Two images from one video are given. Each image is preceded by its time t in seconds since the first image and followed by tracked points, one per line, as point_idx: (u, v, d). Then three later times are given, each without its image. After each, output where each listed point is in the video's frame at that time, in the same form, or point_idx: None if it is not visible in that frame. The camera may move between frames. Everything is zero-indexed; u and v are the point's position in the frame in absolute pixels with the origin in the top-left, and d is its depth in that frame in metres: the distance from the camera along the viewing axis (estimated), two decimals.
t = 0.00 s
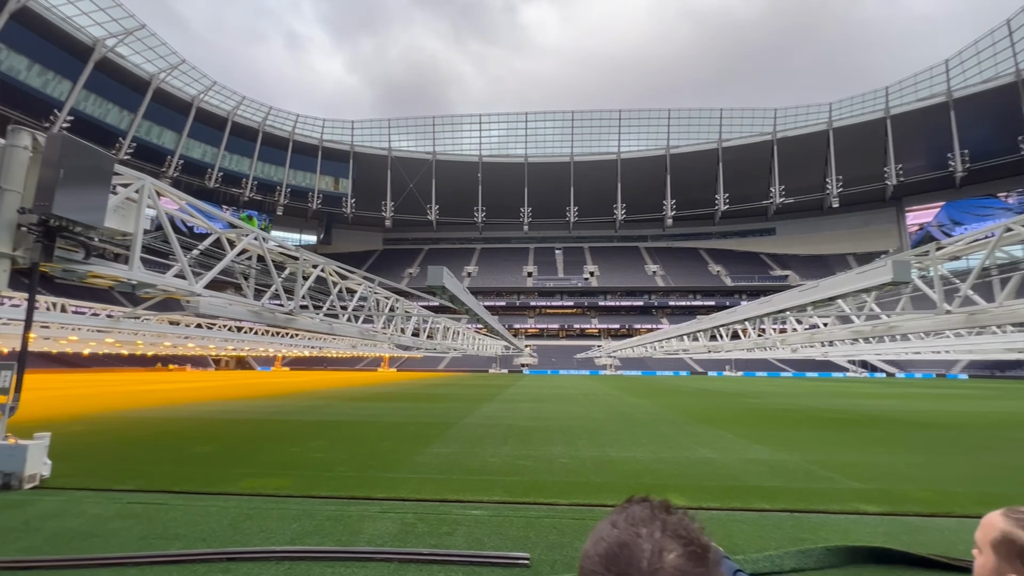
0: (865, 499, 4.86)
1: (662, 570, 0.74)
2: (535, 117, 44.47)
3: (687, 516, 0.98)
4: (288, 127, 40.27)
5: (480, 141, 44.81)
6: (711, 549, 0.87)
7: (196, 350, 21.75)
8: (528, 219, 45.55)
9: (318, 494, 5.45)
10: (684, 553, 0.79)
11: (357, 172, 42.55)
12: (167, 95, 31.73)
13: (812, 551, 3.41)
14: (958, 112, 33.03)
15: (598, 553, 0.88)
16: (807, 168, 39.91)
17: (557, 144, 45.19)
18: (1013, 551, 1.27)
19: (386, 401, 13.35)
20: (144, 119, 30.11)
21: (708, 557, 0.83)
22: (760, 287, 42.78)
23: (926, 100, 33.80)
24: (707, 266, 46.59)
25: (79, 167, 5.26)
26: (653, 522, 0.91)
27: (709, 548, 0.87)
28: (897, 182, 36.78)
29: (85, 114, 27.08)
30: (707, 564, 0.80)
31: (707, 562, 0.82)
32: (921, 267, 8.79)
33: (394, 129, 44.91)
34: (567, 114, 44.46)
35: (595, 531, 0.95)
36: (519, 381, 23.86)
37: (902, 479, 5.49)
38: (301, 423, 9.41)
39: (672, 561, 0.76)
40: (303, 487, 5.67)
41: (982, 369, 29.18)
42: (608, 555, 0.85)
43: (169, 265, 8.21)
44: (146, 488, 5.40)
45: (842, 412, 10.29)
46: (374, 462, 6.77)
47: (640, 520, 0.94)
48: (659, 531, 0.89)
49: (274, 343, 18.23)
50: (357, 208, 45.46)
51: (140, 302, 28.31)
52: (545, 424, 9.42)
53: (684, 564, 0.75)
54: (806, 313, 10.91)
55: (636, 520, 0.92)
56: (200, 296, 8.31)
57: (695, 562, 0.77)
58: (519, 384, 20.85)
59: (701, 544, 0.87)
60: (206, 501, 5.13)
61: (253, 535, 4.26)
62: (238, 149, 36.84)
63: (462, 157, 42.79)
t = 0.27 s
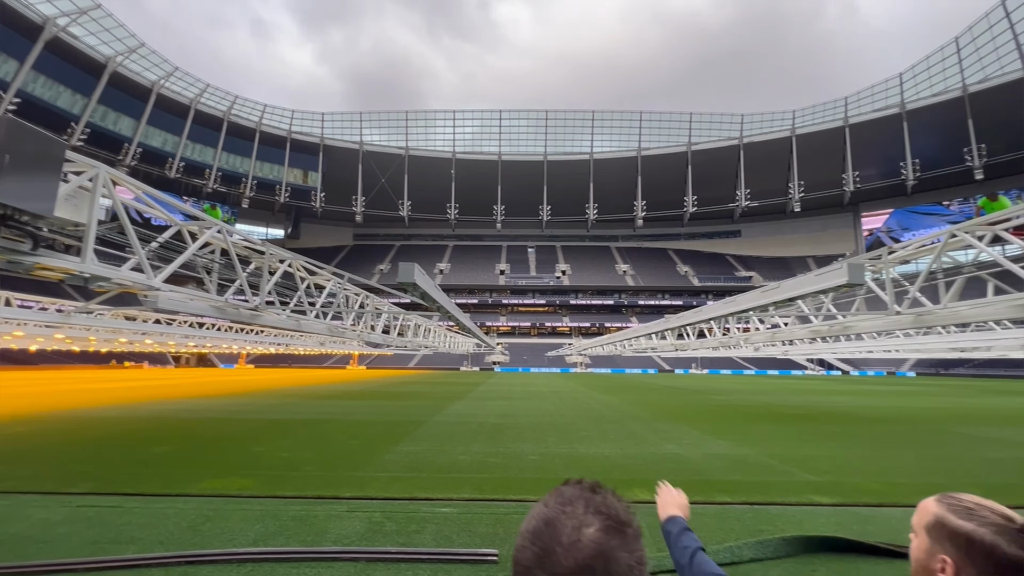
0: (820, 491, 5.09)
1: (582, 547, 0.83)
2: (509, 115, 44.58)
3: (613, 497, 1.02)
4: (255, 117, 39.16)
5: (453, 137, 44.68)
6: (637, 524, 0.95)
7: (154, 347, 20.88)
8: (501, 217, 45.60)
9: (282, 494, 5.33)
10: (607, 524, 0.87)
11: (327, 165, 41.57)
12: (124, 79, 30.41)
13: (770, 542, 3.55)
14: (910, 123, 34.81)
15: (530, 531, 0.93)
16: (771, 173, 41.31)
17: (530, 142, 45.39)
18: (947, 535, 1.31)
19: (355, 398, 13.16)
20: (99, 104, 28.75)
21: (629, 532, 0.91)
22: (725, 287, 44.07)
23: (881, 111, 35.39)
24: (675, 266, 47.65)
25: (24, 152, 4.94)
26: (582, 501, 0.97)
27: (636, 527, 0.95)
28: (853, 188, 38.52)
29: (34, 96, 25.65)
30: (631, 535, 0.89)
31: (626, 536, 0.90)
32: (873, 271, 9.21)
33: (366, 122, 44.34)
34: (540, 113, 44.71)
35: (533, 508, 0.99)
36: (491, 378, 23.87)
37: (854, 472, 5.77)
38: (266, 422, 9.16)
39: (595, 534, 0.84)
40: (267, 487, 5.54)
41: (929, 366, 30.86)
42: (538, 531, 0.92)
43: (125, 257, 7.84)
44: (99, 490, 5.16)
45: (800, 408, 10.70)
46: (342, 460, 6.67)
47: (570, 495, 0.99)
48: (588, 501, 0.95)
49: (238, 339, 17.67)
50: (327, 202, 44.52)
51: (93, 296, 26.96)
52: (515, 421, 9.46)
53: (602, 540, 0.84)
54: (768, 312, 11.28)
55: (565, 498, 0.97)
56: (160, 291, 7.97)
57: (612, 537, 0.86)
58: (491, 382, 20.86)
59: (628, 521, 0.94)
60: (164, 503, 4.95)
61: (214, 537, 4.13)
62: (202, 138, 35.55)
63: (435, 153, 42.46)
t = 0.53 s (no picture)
0: (780, 484, 5.28)
1: (510, 527, 0.85)
2: (484, 112, 44.48)
3: (546, 483, 1.04)
4: (222, 106, 37.87)
5: (428, 132, 44.28)
6: (567, 506, 0.98)
7: (111, 343, 19.97)
8: (476, 214, 45.44)
9: (246, 493, 5.19)
10: (535, 505, 0.90)
11: (298, 158, 40.49)
12: (80, 61, 28.96)
13: (732, 534, 3.66)
14: (869, 132, 36.34)
15: (464, 517, 0.94)
16: (739, 177, 42.51)
17: (505, 140, 45.36)
18: (891, 520, 1.37)
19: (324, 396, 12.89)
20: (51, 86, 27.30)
21: (558, 514, 0.93)
22: (694, 287, 45.13)
23: (843, 120, 36.92)
24: (646, 265, 48.49)
25: None
26: (516, 485, 0.99)
27: (566, 508, 0.97)
28: (816, 193, 40.00)
29: None
30: (560, 520, 0.91)
31: (555, 518, 0.91)
32: (833, 273, 9.57)
33: (339, 114, 43.45)
34: (516, 110, 44.74)
35: (467, 499, 0.98)
36: (463, 376, 23.78)
37: (812, 465, 6.02)
38: (230, 420, 8.89)
39: (523, 515, 0.86)
40: (231, 486, 5.39)
41: (883, 364, 32.40)
42: (472, 516, 0.93)
43: (80, 249, 7.46)
44: (48, 493, 4.92)
45: (764, 405, 11.07)
46: (309, 459, 6.54)
47: (504, 483, 1.00)
48: (518, 486, 0.98)
49: (202, 335, 17.08)
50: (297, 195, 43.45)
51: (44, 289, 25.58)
52: (487, 418, 9.47)
53: (528, 517, 0.86)
54: (734, 312, 11.60)
55: (500, 483, 0.99)
56: (117, 284, 7.63)
57: (541, 517, 0.87)
58: (464, 379, 20.79)
59: (559, 505, 0.96)
60: (120, 504, 4.76)
61: (173, 539, 4.00)
62: (164, 126, 34.20)
63: (409, 148, 41.97)
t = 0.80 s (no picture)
0: (745, 478, 5.45)
1: (434, 516, 0.87)
2: (461, 108, 44.17)
3: (480, 473, 1.07)
4: (188, 92, 36.46)
5: (403, 126, 43.63)
6: (497, 494, 1.00)
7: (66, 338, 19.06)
8: (451, 211, 45.07)
9: (211, 493, 5.04)
10: (464, 493, 0.92)
11: (268, 149, 39.33)
12: (33, 40, 27.42)
13: (699, 527, 3.77)
14: (834, 139, 37.67)
15: (395, 506, 0.95)
16: (711, 179, 43.40)
17: (481, 136, 45.09)
18: (846, 511, 1.41)
19: (293, 393, 12.62)
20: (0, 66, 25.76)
21: (487, 502, 0.95)
22: (666, 287, 45.86)
23: (809, 126, 38.16)
24: (620, 265, 49.12)
25: None
26: (447, 475, 1.01)
27: (498, 497, 0.99)
28: (783, 197, 41.25)
29: None
30: (488, 508, 0.94)
31: (485, 506, 0.94)
32: (797, 273, 9.91)
33: (312, 106, 42.44)
34: (493, 108, 44.50)
35: (400, 490, 0.99)
36: (437, 373, 23.62)
37: (775, 460, 6.23)
38: (194, 419, 8.60)
39: (450, 503, 0.88)
40: (194, 486, 5.23)
41: (844, 363, 33.72)
42: (399, 504, 0.94)
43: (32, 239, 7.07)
44: None
45: (731, 402, 11.38)
46: (277, 457, 6.39)
47: (436, 472, 1.02)
48: (449, 474, 1.00)
49: (164, 330, 16.45)
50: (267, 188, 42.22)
51: None
52: (461, 415, 9.45)
53: (455, 507, 0.88)
54: (704, 310, 11.88)
55: (433, 474, 1.01)
56: (73, 276, 7.27)
57: (465, 506, 0.89)
58: (438, 377, 20.64)
59: (489, 493, 0.98)
60: (72, 507, 4.55)
61: (130, 541, 3.85)
62: (125, 112, 32.73)
63: (384, 142, 41.24)
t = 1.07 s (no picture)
0: (712, 473, 5.60)
1: (363, 517, 0.90)
2: (438, 104, 43.75)
3: (418, 475, 1.10)
4: (153, 78, 35.06)
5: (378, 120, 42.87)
6: (434, 496, 1.03)
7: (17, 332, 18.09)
8: (427, 207, 44.64)
9: (172, 494, 4.88)
10: (395, 494, 0.95)
11: (238, 139, 38.13)
12: None
13: (669, 522, 3.86)
14: (801, 145, 38.92)
15: (325, 508, 0.97)
16: (685, 181, 44.22)
17: (458, 132, 44.75)
18: (805, 504, 1.45)
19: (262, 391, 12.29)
20: None
21: (419, 505, 0.97)
22: (640, 286, 46.56)
23: (779, 132, 39.29)
24: (595, 263, 49.59)
25: None
26: (383, 477, 1.04)
27: (433, 501, 1.01)
28: (753, 200, 42.38)
29: None
30: (421, 511, 0.96)
31: (417, 508, 0.96)
32: (765, 274, 10.21)
33: (285, 96, 41.41)
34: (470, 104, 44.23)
35: (334, 493, 1.01)
36: (411, 371, 23.39)
37: (742, 455, 6.41)
38: (156, 417, 8.30)
39: (378, 504, 0.91)
40: (154, 487, 5.04)
41: (808, 361, 34.93)
42: (332, 507, 0.97)
43: None
44: None
45: (700, 399, 11.66)
46: (243, 456, 6.22)
47: (374, 475, 1.05)
48: (383, 478, 1.03)
49: (125, 324, 15.79)
50: (236, 179, 40.96)
51: None
52: (434, 413, 9.39)
53: (384, 507, 0.90)
54: (675, 310, 12.12)
55: (370, 476, 1.04)
56: (25, 267, 6.89)
57: (396, 508, 0.92)
58: (412, 373, 20.44)
59: (425, 496, 1.00)
60: (21, 509, 4.33)
61: (85, 544, 3.69)
62: (84, 96, 31.31)
63: (359, 135, 40.51)
